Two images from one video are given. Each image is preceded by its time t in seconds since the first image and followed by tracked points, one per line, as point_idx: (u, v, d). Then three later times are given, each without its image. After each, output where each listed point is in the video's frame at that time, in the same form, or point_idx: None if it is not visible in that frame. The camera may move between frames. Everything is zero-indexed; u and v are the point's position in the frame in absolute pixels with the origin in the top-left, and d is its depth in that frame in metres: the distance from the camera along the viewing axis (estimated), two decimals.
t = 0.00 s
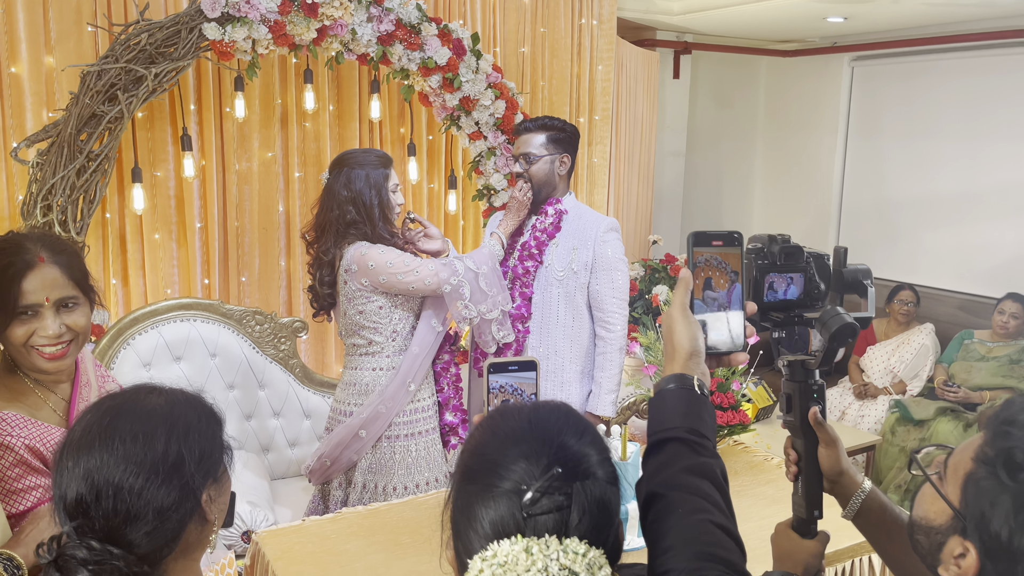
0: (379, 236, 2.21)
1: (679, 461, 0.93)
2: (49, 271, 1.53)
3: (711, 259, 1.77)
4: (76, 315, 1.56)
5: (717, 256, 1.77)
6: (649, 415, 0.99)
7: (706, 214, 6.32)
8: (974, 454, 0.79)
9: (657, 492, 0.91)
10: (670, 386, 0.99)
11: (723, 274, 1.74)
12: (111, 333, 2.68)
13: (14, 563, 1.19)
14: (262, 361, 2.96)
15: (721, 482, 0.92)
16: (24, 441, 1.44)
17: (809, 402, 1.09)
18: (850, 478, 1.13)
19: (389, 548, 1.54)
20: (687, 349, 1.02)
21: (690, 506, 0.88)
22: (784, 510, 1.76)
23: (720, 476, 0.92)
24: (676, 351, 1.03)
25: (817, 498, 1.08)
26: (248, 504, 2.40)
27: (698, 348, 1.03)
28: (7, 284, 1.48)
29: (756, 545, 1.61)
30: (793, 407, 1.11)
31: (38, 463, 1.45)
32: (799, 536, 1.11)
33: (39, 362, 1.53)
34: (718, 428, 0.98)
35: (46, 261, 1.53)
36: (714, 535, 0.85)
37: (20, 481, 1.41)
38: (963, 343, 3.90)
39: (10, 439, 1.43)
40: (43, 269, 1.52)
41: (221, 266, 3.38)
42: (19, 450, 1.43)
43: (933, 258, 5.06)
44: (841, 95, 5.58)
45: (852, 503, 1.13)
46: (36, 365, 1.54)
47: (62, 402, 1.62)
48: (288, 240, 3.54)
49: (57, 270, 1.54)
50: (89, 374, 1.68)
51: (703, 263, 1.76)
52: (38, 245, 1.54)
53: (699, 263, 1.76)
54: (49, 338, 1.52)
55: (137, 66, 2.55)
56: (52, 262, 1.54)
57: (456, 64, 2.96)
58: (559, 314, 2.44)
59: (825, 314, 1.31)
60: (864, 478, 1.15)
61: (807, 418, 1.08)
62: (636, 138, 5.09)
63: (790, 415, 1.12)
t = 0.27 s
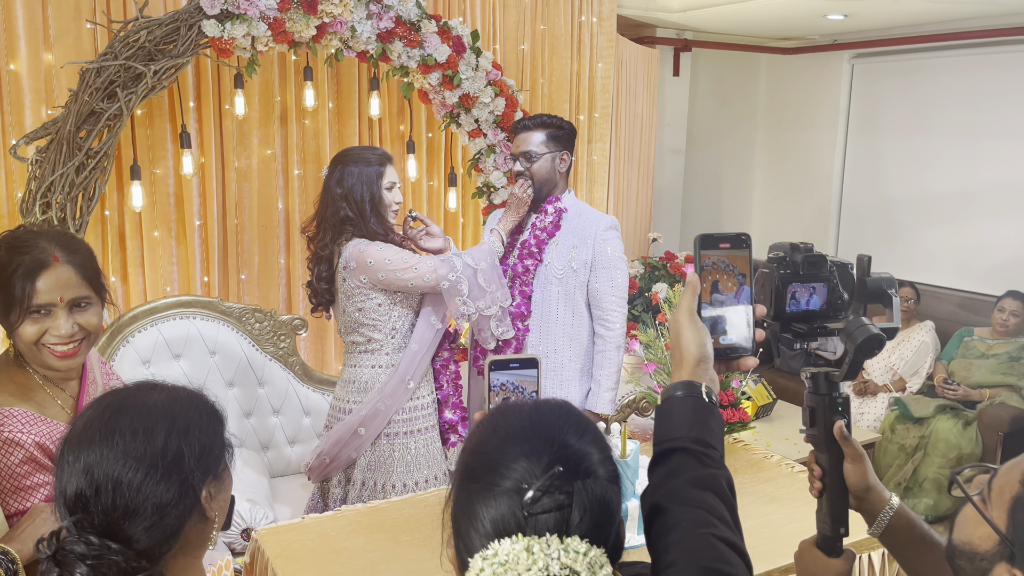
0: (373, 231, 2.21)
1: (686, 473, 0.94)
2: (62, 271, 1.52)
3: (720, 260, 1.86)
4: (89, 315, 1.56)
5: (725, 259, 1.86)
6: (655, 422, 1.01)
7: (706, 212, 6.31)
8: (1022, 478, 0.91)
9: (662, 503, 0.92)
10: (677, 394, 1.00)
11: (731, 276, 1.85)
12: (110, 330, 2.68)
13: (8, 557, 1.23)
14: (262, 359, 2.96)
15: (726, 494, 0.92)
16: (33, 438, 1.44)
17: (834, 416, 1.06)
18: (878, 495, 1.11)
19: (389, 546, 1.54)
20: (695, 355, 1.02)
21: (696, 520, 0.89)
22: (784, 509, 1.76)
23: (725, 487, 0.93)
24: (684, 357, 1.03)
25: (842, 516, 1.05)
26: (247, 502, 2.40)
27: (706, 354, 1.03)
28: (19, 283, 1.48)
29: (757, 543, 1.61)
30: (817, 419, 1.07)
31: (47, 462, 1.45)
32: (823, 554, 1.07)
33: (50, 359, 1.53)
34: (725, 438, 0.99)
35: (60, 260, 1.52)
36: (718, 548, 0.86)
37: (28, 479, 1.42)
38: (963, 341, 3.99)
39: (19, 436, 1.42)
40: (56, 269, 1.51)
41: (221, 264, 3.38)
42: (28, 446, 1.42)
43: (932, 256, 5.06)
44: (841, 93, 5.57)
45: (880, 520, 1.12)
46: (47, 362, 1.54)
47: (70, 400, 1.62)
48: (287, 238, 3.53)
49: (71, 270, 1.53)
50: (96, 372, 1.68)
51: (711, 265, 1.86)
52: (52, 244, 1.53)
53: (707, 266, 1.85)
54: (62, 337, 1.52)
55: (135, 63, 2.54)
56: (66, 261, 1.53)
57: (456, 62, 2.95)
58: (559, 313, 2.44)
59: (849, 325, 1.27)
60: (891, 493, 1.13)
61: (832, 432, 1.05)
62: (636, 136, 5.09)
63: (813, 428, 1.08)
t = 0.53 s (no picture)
0: (372, 227, 2.21)
1: (694, 482, 0.94)
2: (75, 273, 1.51)
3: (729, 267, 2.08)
4: (100, 316, 1.56)
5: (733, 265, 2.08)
6: (664, 429, 1.01)
7: (706, 209, 6.31)
8: None
9: (668, 516, 0.93)
10: (686, 402, 1.00)
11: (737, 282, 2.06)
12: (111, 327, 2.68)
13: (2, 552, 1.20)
14: (262, 356, 2.96)
15: (733, 504, 0.92)
16: (36, 435, 1.44)
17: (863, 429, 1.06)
18: (904, 509, 1.15)
19: (390, 543, 1.54)
20: (704, 360, 1.02)
21: (701, 532, 0.89)
22: (785, 506, 1.76)
23: (733, 498, 0.92)
24: (693, 364, 1.04)
25: (868, 533, 1.08)
26: (248, 499, 2.40)
27: (715, 361, 1.03)
28: (31, 283, 1.48)
29: (758, 540, 1.61)
30: (841, 433, 1.08)
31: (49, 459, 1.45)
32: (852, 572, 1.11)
33: (60, 359, 1.53)
34: (735, 446, 0.98)
35: (74, 262, 1.52)
36: (723, 559, 0.86)
37: (31, 476, 1.42)
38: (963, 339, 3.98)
39: (21, 433, 1.42)
40: (71, 270, 1.51)
41: (221, 261, 3.38)
42: (31, 443, 1.42)
43: (933, 253, 5.06)
44: (842, 90, 5.56)
45: (908, 537, 1.17)
46: (55, 361, 1.54)
47: (73, 398, 1.63)
48: (287, 235, 3.53)
49: (83, 271, 1.53)
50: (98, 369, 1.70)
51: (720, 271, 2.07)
52: (66, 244, 1.53)
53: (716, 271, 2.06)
54: (71, 337, 1.51)
55: (135, 60, 2.54)
56: (79, 263, 1.53)
57: (457, 59, 2.95)
58: (559, 310, 2.44)
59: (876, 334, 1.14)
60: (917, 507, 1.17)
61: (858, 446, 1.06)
62: (636, 133, 5.08)
63: (840, 442, 1.08)
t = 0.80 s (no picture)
0: (373, 225, 2.21)
1: (697, 487, 0.95)
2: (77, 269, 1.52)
3: (728, 271, 2.18)
4: (102, 312, 1.56)
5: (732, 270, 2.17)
6: (666, 434, 1.01)
7: (707, 207, 6.31)
8: None
9: (670, 521, 0.93)
10: (689, 407, 1.00)
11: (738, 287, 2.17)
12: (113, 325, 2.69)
13: None
14: (264, 354, 2.97)
15: (736, 509, 0.93)
16: (39, 429, 1.44)
17: (888, 446, 1.06)
18: (932, 528, 1.16)
19: (392, 540, 1.55)
20: (706, 367, 1.02)
21: (706, 536, 0.89)
22: (785, 504, 1.77)
23: (736, 503, 0.93)
24: (695, 370, 1.03)
25: (895, 553, 1.07)
26: (249, 496, 2.41)
27: (718, 367, 1.02)
28: (34, 279, 1.48)
29: (759, 538, 1.61)
30: (866, 450, 1.08)
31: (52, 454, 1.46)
32: None
33: (63, 355, 1.53)
34: (737, 451, 0.99)
35: (77, 259, 1.52)
36: (726, 564, 0.86)
37: (33, 470, 1.42)
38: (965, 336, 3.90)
39: (23, 427, 1.42)
40: (74, 267, 1.51)
41: (222, 259, 3.38)
42: (33, 437, 1.43)
43: (934, 251, 5.06)
44: (843, 88, 5.56)
45: (936, 558, 1.18)
46: (58, 357, 1.54)
47: (76, 392, 1.62)
48: (288, 232, 3.54)
49: (86, 268, 1.53)
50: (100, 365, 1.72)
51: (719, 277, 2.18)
52: (69, 241, 1.53)
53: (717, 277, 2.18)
54: (74, 333, 1.52)
55: (137, 58, 2.53)
56: (83, 259, 1.53)
57: (458, 57, 2.95)
58: (559, 309, 2.44)
59: (903, 348, 1.29)
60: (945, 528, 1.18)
61: (885, 462, 1.06)
62: (637, 130, 5.08)
63: (866, 459, 1.08)
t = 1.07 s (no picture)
0: (374, 223, 2.22)
1: (697, 489, 0.94)
2: (67, 263, 1.52)
3: (729, 274, 2.56)
4: (94, 306, 1.56)
5: (734, 275, 2.55)
6: (667, 439, 1.01)
7: (709, 205, 6.30)
8: None
9: (672, 523, 0.93)
10: (689, 410, 1.00)
11: (738, 290, 2.55)
12: (115, 322, 2.69)
13: None
14: (265, 351, 2.97)
15: (736, 510, 0.93)
16: (28, 421, 1.44)
17: (913, 461, 1.20)
18: (959, 544, 1.25)
19: (393, 537, 1.55)
20: (707, 371, 0.99)
21: (706, 537, 0.89)
22: (786, 501, 1.77)
23: (736, 505, 0.93)
24: (696, 373, 1.00)
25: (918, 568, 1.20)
26: (250, 494, 2.41)
27: (719, 369, 1.00)
28: (25, 273, 1.48)
29: (760, 536, 1.61)
30: (893, 467, 1.22)
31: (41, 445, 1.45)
32: None
33: (54, 349, 1.54)
34: (737, 453, 0.98)
35: (68, 253, 1.52)
36: (726, 565, 0.87)
37: (22, 462, 1.42)
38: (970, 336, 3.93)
39: (14, 418, 1.43)
40: (65, 262, 1.52)
41: (223, 256, 3.38)
42: (23, 429, 1.43)
43: (935, 249, 5.06)
44: (845, 86, 5.55)
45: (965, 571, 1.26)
46: (50, 352, 1.55)
47: (69, 387, 1.62)
48: (289, 230, 3.54)
49: (76, 262, 1.53)
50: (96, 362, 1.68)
51: (721, 280, 2.55)
52: (60, 235, 1.54)
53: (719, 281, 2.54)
54: (65, 327, 1.53)
55: (138, 56, 2.53)
56: (74, 253, 1.53)
57: (459, 54, 2.95)
58: (559, 305, 2.44)
59: (930, 366, 1.49)
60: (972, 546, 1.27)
61: (910, 477, 1.19)
62: (639, 128, 5.07)
63: (889, 475, 1.22)
